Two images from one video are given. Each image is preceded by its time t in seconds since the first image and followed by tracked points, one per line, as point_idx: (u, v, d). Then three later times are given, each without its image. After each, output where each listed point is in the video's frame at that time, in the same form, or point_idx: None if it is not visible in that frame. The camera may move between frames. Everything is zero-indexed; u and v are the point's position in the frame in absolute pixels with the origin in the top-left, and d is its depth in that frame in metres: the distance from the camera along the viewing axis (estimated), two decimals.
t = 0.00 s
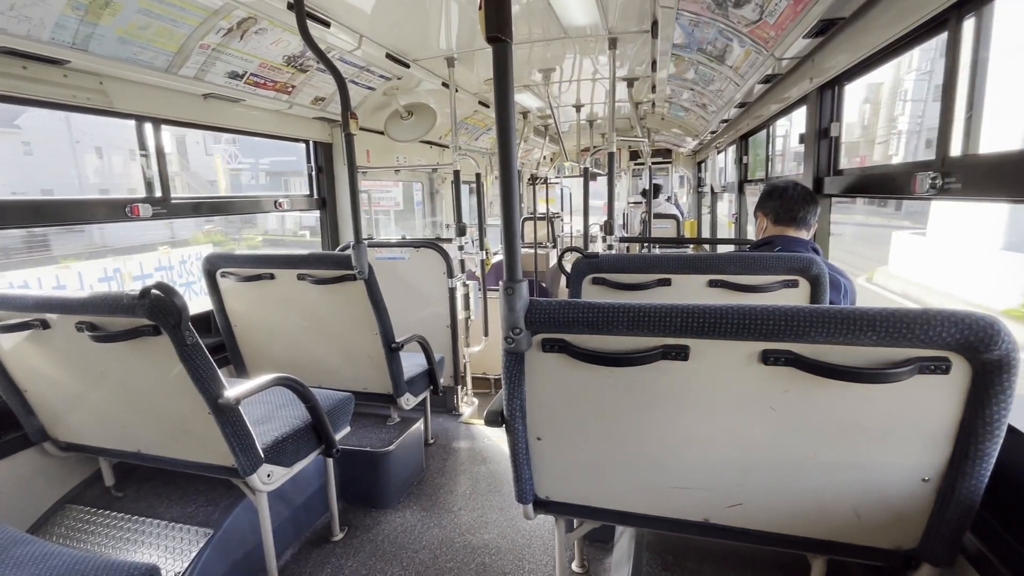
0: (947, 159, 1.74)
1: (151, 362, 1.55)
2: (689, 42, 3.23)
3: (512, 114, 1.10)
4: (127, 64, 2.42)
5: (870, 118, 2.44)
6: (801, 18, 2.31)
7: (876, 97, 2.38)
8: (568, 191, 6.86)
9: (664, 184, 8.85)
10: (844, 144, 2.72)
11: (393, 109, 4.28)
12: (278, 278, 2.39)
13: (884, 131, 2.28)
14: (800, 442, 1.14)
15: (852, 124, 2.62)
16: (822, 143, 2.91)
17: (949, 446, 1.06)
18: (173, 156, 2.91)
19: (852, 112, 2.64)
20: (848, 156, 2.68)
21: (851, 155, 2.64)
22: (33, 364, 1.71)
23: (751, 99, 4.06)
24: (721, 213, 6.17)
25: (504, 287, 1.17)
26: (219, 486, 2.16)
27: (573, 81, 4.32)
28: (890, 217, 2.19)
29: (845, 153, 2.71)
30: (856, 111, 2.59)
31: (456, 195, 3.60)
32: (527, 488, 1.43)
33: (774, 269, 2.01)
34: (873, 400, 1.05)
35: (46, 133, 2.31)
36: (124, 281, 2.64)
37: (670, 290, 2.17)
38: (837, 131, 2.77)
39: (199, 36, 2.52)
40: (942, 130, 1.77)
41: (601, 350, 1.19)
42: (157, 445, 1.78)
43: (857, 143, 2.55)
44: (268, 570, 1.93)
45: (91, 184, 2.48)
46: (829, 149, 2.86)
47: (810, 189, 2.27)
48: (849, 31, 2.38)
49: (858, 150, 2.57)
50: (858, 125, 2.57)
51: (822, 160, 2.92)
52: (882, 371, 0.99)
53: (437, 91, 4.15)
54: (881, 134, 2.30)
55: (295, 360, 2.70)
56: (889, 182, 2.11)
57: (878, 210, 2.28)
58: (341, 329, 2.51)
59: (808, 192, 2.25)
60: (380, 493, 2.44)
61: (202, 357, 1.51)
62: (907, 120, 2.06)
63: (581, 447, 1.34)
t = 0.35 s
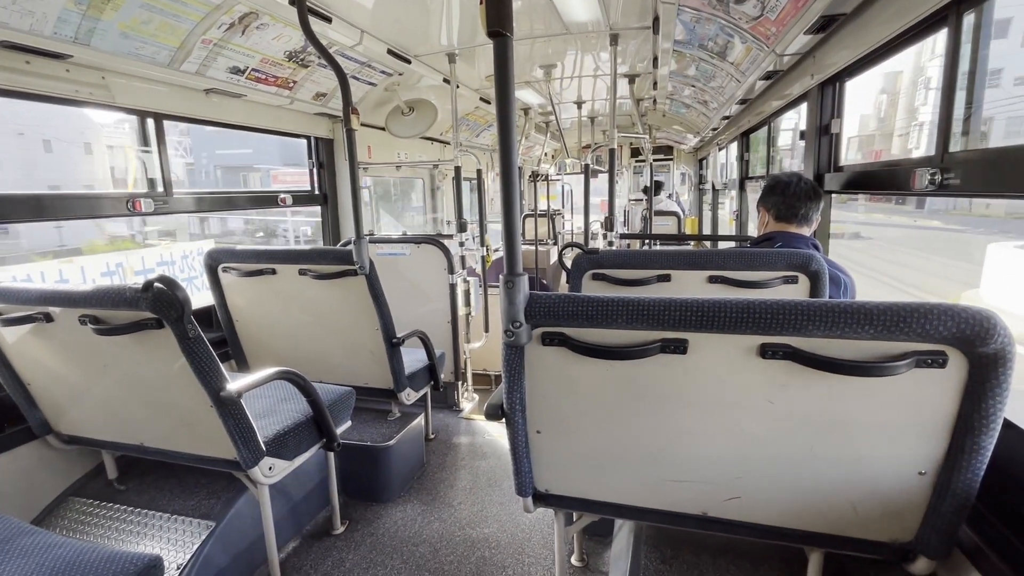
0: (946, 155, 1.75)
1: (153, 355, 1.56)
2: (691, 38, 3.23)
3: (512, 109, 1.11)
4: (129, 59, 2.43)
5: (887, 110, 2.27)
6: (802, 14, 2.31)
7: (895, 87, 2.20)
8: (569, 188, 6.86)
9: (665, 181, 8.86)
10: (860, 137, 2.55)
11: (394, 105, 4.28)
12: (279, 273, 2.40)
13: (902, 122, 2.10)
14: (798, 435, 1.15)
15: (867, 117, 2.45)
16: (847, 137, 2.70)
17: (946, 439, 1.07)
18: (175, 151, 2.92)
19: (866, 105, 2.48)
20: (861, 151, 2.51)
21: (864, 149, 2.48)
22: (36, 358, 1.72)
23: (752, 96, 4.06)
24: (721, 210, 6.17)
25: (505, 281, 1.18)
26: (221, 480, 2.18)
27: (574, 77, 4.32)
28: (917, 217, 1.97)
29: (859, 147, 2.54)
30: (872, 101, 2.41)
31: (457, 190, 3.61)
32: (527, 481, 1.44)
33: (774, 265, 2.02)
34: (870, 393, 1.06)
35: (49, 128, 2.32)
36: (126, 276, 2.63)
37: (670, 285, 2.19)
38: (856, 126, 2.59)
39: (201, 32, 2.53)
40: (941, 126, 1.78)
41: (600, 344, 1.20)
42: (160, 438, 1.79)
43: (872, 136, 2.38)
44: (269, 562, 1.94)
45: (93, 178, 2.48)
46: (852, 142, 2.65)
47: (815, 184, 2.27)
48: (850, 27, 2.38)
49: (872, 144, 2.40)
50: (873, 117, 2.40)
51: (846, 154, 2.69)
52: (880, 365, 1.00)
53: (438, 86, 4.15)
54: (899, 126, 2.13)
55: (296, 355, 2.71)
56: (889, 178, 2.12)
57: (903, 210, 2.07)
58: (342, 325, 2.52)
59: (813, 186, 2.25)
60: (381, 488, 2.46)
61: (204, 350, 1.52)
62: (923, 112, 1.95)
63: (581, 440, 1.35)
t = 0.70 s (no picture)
0: (944, 152, 1.75)
1: (154, 354, 1.56)
2: (690, 36, 3.23)
3: (510, 108, 1.11)
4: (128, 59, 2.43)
5: (902, 103, 2.12)
6: (801, 12, 2.31)
7: (910, 79, 2.06)
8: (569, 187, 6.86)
9: (664, 180, 8.86)
10: (872, 132, 2.39)
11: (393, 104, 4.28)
12: (279, 272, 2.40)
13: (921, 116, 1.95)
14: (796, 432, 1.15)
15: (881, 111, 2.30)
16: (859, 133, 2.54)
17: (943, 435, 1.07)
18: (174, 150, 2.92)
19: (880, 98, 2.32)
20: (874, 147, 2.35)
21: (878, 145, 2.32)
22: (37, 357, 1.72)
23: (752, 94, 4.06)
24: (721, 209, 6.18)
25: (504, 279, 1.18)
26: (222, 479, 2.18)
27: (573, 76, 4.32)
28: (940, 218, 1.84)
29: (872, 143, 2.38)
30: (886, 95, 2.26)
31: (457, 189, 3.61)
32: (527, 478, 1.45)
33: (773, 263, 2.02)
34: (868, 390, 1.06)
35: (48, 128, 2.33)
36: (126, 275, 2.65)
37: (668, 283, 2.19)
38: (869, 120, 2.43)
39: (200, 31, 2.53)
40: (940, 123, 1.78)
41: (599, 342, 1.20)
42: (161, 437, 1.80)
43: (885, 131, 2.23)
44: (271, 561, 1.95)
45: (93, 178, 2.49)
46: (864, 139, 2.49)
47: (811, 180, 2.27)
48: (849, 25, 2.38)
49: (885, 140, 2.25)
50: (888, 110, 2.25)
51: (859, 151, 2.52)
52: (878, 361, 1.00)
53: (437, 85, 4.15)
54: (917, 120, 1.98)
55: (296, 354, 2.71)
56: (888, 176, 2.12)
57: (925, 211, 1.93)
58: (342, 323, 2.52)
59: (808, 182, 2.25)
60: (381, 486, 2.46)
61: (204, 349, 1.52)
62: (924, 109, 1.94)
63: (581, 438, 1.35)
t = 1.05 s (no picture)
0: (951, 144, 1.74)
1: (156, 351, 1.55)
2: (691, 31, 3.21)
3: (514, 101, 1.10)
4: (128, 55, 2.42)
5: (919, 96, 2.02)
6: (805, 4, 2.30)
7: (928, 70, 1.96)
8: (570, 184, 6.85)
9: (665, 177, 8.86)
10: (885, 128, 2.30)
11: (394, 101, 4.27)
12: (281, 270, 2.39)
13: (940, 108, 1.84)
14: (804, 426, 1.15)
15: (896, 105, 2.19)
16: (871, 129, 2.43)
17: (952, 429, 1.07)
18: (174, 148, 2.91)
19: (893, 92, 2.23)
20: (888, 144, 2.24)
21: (891, 141, 2.22)
22: (39, 356, 1.72)
23: (753, 89, 4.05)
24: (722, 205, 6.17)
25: (509, 273, 1.17)
26: (224, 477, 2.18)
27: (574, 72, 4.30)
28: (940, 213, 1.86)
29: (885, 140, 2.28)
30: (902, 87, 2.16)
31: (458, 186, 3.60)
32: (532, 474, 1.44)
33: (777, 258, 2.02)
34: (876, 383, 1.05)
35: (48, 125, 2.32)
36: (127, 273, 2.65)
37: (672, 279, 2.18)
38: (882, 115, 2.33)
39: (199, 27, 2.52)
40: (946, 116, 1.78)
41: (605, 337, 1.19)
42: (163, 434, 1.79)
43: (899, 126, 2.14)
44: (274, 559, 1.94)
45: (93, 176, 2.48)
46: (876, 135, 2.40)
47: (801, 173, 2.28)
48: (853, 18, 2.37)
49: (899, 135, 2.16)
50: (902, 104, 2.15)
51: (872, 148, 2.41)
52: (888, 354, 0.99)
53: (438, 82, 4.14)
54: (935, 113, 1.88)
55: (298, 352, 2.71)
56: (892, 170, 2.11)
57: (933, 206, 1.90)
58: (345, 321, 2.52)
59: (799, 176, 2.26)
60: (384, 483, 2.46)
61: (207, 346, 1.51)
62: (929, 101, 1.93)
63: (586, 433, 1.35)
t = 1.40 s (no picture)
0: (953, 142, 1.74)
1: (153, 348, 1.54)
2: (692, 29, 3.20)
3: (515, 96, 1.09)
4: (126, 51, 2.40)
5: (938, 86, 1.89)
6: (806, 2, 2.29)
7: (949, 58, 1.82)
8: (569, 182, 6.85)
9: (664, 176, 8.86)
10: (899, 121, 2.16)
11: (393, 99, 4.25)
12: (279, 267, 2.38)
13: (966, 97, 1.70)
14: (805, 425, 1.14)
15: (913, 96, 2.06)
16: (871, 128, 2.43)
17: (954, 429, 1.06)
18: (172, 144, 2.90)
19: (911, 82, 2.09)
20: (903, 139, 2.11)
21: (907, 135, 2.08)
22: (35, 353, 1.71)
23: (754, 88, 4.04)
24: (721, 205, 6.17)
25: (508, 270, 1.16)
26: (222, 475, 2.17)
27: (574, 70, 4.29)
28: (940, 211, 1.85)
29: (900, 134, 2.14)
30: (919, 78, 2.02)
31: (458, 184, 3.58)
32: (531, 473, 1.43)
33: (778, 257, 2.01)
34: (878, 382, 1.05)
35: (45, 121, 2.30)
36: (125, 270, 2.64)
37: (671, 278, 2.18)
38: (897, 108, 2.19)
39: (198, 22, 2.50)
40: (947, 114, 1.77)
41: (605, 335, 1.18)
42: (160, 432, 1.78)
43: (916, 119, 2.01)
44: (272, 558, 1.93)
45: (90, 172, 2.46)
46: (889, 129, 2.25)
47: (800, 171, 2.26)
48: (854, 17, 2.37)
49: (915, 129, 2.03)
50: (920, 96, 2.02)
51: (885, 142, 2.27)
52: (890, 353, 0.99)
53: (437, 79, 4.13)
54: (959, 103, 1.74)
55: (296, 350, 2.69)
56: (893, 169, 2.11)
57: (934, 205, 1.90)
58: (343, 319, 2.51)
59: (798, 174, 2.25)
60: (383, 482, 2.45)
61: (204, 343, 1.50)
62: (931, 99, 1.93)
63: (586, 432, 1.34)
